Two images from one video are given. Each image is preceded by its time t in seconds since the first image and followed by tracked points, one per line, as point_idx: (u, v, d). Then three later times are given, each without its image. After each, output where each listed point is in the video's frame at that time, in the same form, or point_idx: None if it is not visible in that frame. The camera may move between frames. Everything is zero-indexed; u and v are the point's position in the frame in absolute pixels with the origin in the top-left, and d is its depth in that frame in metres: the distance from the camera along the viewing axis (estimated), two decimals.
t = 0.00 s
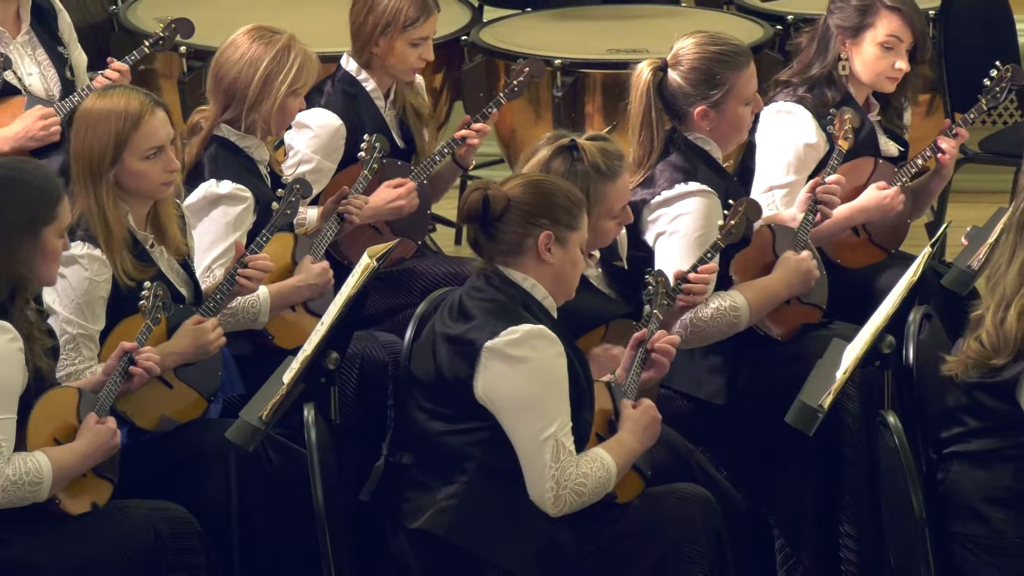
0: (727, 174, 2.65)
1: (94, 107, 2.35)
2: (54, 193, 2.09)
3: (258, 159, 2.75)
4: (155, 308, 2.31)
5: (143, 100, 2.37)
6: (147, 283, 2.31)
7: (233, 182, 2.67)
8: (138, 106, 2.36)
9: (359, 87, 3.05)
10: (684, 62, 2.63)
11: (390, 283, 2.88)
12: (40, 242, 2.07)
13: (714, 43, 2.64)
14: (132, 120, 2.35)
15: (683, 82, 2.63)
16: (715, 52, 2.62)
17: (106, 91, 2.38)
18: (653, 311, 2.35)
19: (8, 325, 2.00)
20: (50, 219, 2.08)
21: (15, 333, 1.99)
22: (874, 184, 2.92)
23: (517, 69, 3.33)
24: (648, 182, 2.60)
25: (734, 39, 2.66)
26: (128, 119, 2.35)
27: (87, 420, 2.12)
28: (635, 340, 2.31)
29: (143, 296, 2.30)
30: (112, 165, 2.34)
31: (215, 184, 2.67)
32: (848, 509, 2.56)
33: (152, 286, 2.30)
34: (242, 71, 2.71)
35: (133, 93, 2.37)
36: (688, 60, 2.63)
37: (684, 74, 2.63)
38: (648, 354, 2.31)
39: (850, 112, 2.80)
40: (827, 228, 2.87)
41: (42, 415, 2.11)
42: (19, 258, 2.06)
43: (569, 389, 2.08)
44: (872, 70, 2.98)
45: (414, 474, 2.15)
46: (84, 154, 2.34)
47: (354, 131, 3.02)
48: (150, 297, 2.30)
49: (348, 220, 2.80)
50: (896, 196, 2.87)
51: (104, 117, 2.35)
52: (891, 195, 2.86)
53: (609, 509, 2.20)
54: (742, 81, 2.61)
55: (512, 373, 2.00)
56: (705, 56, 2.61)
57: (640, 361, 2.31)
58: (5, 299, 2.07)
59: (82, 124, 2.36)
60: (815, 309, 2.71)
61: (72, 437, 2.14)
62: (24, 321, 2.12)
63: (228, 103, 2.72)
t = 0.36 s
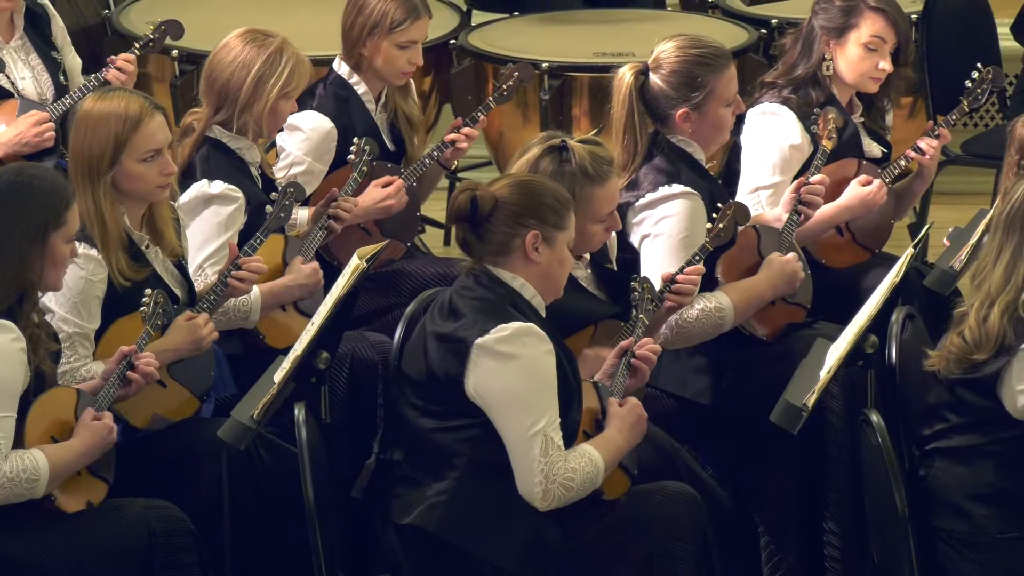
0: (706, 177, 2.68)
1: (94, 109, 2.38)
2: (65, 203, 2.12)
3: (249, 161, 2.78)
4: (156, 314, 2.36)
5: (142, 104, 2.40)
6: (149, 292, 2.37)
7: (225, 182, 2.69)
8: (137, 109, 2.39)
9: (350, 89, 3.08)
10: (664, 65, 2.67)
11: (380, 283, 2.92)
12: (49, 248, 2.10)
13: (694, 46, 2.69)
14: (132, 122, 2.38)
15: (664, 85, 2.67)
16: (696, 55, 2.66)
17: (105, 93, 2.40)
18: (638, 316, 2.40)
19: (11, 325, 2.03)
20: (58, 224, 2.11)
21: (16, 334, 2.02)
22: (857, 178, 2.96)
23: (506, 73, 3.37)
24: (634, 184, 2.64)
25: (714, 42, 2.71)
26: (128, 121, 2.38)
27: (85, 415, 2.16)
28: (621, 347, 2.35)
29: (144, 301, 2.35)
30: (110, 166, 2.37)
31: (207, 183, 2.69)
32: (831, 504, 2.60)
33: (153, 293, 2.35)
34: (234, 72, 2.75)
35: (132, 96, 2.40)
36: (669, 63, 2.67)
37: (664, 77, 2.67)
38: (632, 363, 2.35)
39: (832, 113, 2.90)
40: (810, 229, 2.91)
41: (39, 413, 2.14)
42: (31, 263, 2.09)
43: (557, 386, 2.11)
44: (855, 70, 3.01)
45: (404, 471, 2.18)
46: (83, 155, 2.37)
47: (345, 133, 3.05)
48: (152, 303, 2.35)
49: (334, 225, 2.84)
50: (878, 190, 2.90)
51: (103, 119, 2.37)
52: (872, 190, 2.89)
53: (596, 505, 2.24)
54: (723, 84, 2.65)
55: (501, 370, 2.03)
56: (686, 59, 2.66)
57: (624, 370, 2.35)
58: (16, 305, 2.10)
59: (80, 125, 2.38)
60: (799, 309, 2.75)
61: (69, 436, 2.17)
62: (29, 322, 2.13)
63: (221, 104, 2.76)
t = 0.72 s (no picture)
0: (690, 179, 2.72)
1: (87, 112, 2.41)
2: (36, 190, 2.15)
3: (239, 161, 2.82)
4: (149, 313, 2.39)
5: (136, 107, 2.43)
6: (141, 291, 2.40)
7: (215, 182, 2.73)
8: (130, 112, 2.42)
9: (341, 92, 3.11)
10: (645, 70, 2.72)
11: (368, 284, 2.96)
12: (26, 238, 2.13)
13: (674, 50, 2.73)
14: (125, 124, 2.41)
15: (644, 90, 2.72)
16: (676, 59, 2.71)
17: (98, 96, 2.43)
18: (626, 315, 2.46)
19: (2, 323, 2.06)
20: (34, 216, 2.14)
21: (8, 332, 2.05)
22: (840, 181, 2.99)
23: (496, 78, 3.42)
24: (619, 187, 2.67)
25: (693, 45, 2.75)
26: (121, 123, 2.41)
27: (79, 421, 2.19)
28: (610, 346, 2.39)
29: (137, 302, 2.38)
30: (103, 168, 2.40)
31: (198, 183, 2.72)
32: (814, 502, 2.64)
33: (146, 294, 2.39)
34: (220, 73, 2.79)
35: (125, 99, 2.43)
36: (649, 67, 2.72)
37: (644, 82, 2.72)
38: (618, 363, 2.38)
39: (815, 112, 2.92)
40: (795, 228, 2.94)
41: (33, 413, 2.17)
42: (11, 256, 2.12)
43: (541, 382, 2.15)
44: (835, 72, 3.06)
45: (394, 469, 2.22)
46: (76, 156, 2.40)
47: (335, 135, 3.09)
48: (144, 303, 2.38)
49: (320, 232, 2.88)
50: (861, 192, 2.95)
51: (97, 121, 2.40)
52: (856, 191, 2.94)
53: (583, 502, 2.27)
54: (702, 86, 2.70)
55: (485, 367, 2.07)
56: (666, 64, 2.70)
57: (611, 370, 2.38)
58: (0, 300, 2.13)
59: (74, 127, 2.41)
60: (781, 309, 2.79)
61: (64, 437, 2.20)
62: (19, 318, 2.18)
63: (209, 106, 2.80)
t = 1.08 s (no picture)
0: (674, 182, 2.75)
1: (78, 114, 2.45)
2: None
3: (227, 164, 2.86)
4: (129, 306, 2.40)
5: (126, 111, 2.47)
6: (121, 283, 2.41)
7: (203, 185, 2.76)
8: (120, 116, 2.46)
9: (329, 94, 3.14)
10: (629, 74, 2.76)
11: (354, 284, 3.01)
12: None
13: (657, 55, 2.77)
14: (115, 128, 2.45)
15: (629, 94, 2.76)
16: (659, 64, 2.75)
17: (89, 99, 2.47)
18: (609, 316, 2.50)
19: None
20: None
21: None
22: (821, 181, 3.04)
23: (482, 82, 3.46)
24: (602, 189, 2.71)
25: (676, 50, 2.79)
26: (111, 127, 2.44)
27: (64, 418, 2.22)
28: (594, 345, 2.43)
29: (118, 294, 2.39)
30: (92, 170, 2.43)
31: (186, 186, 2.76)
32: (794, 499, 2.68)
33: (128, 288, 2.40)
34: (207, 76, 2.83)
35: (116, 103, 2.47)
36: (633, 72, 2.75)
37: (628, 86, 2.76)
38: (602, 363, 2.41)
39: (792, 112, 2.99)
40: (776, 231, 2.98)
41: (21, 411, 2.19)
42: None
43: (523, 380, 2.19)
44: (809, 73, 3.10)
45: (378, 467, 2.26)
46: (65, 158, 2.43)
47: (322, 136, 3.12)
48: (124, 297, 2.39)
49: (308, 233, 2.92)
50: (840, 193, 2.99)
51: (87, 124, 2.44)
52: (835, 192, 2.98)
53: (565, 500, 2.31)
54: (685, 91, 2.74)
55: (467, 366, 2.11)
56: (649, 69, 2.74)
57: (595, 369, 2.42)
58: None
59: (65, 130, 2.44)
60: (761, 308, 2.84)
61: (51, 435, 2.23)
62: None
63: (196, 110, 2.84)
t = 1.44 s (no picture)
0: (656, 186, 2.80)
1: (67, 116, 2.48)
2: None
3: (210, 165, 2.88)
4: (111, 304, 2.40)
5: (113, 117, 2.49)
6: (104, 280, 2.42)
7: (188, 187, 2.80)
8: (107, 122, 2.48)
9: (315, 97, 3.18)
10: (606, 77, 2.80)
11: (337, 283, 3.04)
12: None
13: (634, 57, 2.81)
14: (100, 134, 2.47)
15: (606, 96, 2.80)
16: (634, 67, 2.79)
17: (80, 103, 2.50)
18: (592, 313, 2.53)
19: None
20: None
21: None
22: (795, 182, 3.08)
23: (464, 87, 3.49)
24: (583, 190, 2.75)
25: (653, 53, 2.84)
26: (97, 132, 2.47)
27: (48, 416, 2.25)
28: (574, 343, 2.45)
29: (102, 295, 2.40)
30: (76, 173, 2.46)
31: (171, 188, 2.80)
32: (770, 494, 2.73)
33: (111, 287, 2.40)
34: (184, 80, 2.87)
35: (103, 109, 2.49)
36: (610, 75, 2.80)
37: (605, 89, 2.80)
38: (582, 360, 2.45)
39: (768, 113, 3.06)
40: (753, 231, 3.03)
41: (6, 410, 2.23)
42: None
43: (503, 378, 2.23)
44: (780, 75, 3.15)
45: (361, 464, 2.29)
46: (52, 159, 2.47)
47: (306, 138, 3.15)
48: (107, 293, 2.40)
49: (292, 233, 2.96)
50: (815, 193, 3.03)
51: (74, 128, 2.47)
52: (811, 193, 3.02)
53: (545, 496, 2.34)
54: (661, 93, 2.78)
55: (448, 365, 2.15)
56: (626, 71, 2.78)
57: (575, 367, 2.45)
58: None
59: (53, 132, 2.48)
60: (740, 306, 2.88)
61: (35, 433, 2.26)
62: None
63: (177, 115, 2.87)
